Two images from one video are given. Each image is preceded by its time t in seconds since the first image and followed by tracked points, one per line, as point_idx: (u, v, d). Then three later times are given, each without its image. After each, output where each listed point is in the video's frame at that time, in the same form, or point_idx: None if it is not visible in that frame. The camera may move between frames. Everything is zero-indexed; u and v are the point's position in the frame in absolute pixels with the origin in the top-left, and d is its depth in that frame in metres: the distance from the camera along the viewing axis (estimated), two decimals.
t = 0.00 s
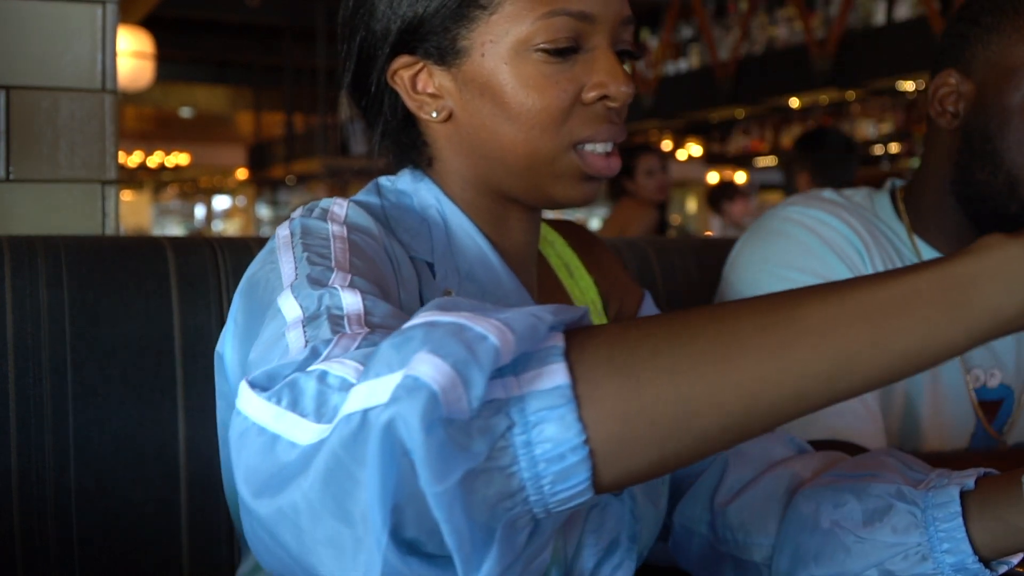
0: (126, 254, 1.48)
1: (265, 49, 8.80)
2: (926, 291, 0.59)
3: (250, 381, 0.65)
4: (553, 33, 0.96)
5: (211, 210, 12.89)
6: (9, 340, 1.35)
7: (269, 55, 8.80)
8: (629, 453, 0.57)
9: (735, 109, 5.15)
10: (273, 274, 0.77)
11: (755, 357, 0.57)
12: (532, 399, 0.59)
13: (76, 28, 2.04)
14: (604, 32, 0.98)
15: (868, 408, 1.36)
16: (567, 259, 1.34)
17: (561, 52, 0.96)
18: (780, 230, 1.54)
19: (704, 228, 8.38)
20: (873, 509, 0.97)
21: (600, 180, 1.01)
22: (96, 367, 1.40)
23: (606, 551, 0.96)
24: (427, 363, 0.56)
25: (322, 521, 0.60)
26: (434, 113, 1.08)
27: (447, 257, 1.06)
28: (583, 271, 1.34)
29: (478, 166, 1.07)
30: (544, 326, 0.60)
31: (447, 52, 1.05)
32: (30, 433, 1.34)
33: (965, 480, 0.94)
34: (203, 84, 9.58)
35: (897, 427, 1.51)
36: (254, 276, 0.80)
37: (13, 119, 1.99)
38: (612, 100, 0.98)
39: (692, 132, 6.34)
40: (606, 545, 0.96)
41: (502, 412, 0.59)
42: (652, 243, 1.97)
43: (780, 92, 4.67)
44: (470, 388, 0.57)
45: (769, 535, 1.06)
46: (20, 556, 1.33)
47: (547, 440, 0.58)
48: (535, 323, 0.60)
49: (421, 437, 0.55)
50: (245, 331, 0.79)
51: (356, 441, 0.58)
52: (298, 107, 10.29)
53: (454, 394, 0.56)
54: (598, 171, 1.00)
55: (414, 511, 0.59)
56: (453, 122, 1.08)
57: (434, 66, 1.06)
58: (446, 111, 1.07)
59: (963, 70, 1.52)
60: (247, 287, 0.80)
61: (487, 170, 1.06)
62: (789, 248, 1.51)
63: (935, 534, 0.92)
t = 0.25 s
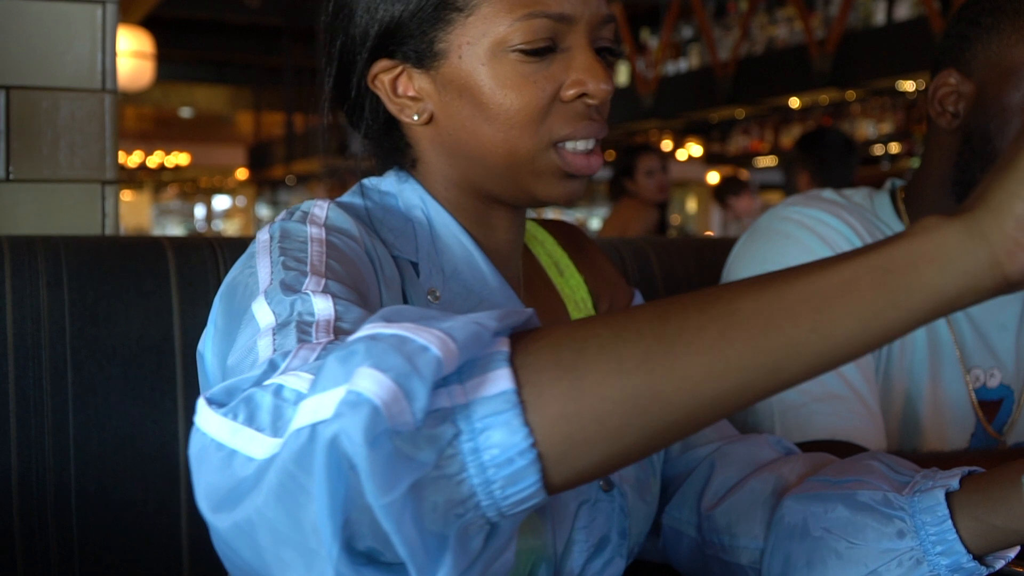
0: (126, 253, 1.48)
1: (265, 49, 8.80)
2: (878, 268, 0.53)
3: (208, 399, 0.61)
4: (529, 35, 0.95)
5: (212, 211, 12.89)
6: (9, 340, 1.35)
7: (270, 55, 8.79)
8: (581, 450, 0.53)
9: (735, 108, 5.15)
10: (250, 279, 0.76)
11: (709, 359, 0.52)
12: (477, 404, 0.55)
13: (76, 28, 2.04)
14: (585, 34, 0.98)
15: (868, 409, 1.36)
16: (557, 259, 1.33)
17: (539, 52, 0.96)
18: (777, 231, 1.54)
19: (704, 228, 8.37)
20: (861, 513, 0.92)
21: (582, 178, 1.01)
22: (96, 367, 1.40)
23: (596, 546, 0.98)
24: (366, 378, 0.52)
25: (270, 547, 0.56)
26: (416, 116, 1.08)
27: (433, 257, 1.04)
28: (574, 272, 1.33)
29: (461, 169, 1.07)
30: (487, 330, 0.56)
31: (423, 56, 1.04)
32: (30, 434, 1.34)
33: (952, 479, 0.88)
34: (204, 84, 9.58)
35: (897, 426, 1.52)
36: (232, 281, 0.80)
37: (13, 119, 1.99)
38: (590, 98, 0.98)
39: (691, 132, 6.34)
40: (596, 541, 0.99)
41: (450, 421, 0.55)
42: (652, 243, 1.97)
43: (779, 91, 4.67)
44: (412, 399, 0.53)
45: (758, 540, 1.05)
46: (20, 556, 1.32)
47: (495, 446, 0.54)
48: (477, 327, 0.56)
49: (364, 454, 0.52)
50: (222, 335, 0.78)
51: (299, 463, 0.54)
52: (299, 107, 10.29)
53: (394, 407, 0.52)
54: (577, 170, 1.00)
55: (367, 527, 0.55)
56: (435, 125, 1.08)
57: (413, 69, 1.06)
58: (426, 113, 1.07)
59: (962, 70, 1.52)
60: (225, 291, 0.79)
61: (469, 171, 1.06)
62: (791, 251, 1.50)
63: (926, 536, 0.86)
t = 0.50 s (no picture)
0: (127, 252, 1.48)
1: (265, 49, 8.79)
2: (766, 268, 0.58)
3: (140, 411, 0.64)
4: (507, 33, 0.98)
5: (212, 211, 12.89)
6: (9, 341, 1.35)
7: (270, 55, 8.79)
8: (484, 454, 0.57)
9: (735, 109, 5.14)
10: (223, 281, 0.77)
11: (606, 348, 0.57)
12: (383, 410, 0.59)
13: (76, 28, 2.03)
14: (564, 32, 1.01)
15: (869, 409, 1.35)
16: (550, 259, 1.33)
17: (515, 51, 0.99)
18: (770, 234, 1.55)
19: (704, 228, 8.37)
20: (854, 493, 0.97)
21: (564, 176, 1.03)
22: (96, 367, 1.40)
23: (590, 537, 1.04)
24: (270, 390, 0.56)
25: (194, 549, 0.60)
26: (398, 118, 1.11)
27: (417, 255, 1.07)
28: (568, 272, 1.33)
29: (443, 169, 1.10)
30: (392, 337, 0.60)
31: (403, 56, 1.07)
32: (30, 433, 1.35)
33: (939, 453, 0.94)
34: (204, 84, 9.58)
35: (897, 422, 1.54)
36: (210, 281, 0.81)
37: (13, 119, 1.99)
38: (570, 95, 1.00)
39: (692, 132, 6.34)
40: (591, 537, 1.05)
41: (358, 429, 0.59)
42: (652, 243, 1.97)
43: (779, 91, 4.67)
44: (314, 408, 0.57)
45: (755, 530, 1.06)
46: (20, 556, 1.33)
47: (402, 449, 0.58)
48: (383, 335, 0.60)
49: (267, 462, 0.56)
50: (200, 335, 0.79)
51: (212, 469, 0.57)
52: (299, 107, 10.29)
53: (297, 416, 0.57)
54: (562, 166, 1.02)
55: (277, 531, 0.59)
56: (417, 125, 1.10)
57: (394, 71, 1.09)
58: (408, 114, 1.10)
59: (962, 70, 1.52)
60: (203, 292, 0.79)
61: (451, 170, 1.09)
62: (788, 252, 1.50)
63: (918, 511, 0.92)
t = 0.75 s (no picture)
0: (128, 251, 1.48)
1: (265, 49, 8.79)
2: (651, 274, 0.60)
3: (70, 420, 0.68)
4: (482, 39, 1.00)
5: (213, 211, 12.90)
6: (9, 341, 1.35)
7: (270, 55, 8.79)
8: (382, 461, 0.59)
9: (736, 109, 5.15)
10: (193, 284, 0.78)
11: (496, 355, 0.58)
12: (280, 421, 0.61)
13: (76, 29, 2.03)
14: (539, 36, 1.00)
15: (869, 408, 1.36)
16: (538, 259, 1.35)
17: (491, 57, 1.00)
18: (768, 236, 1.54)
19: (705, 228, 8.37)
20: (842, 455, 1.03)
21: (541, 183, 1.03)
22: (96, 367, 1.40)
23: (580, 530, 1.08)
24: (163, 406, 0.59)
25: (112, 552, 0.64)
26: (378, 121, 1.13)
27: (398, 254, 1.08)
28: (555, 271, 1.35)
29: (425, 172, 1.10)
30: (293, 349, 0.62)
31: (384, 60, 1.09)
32: (30, 433, 1.34)
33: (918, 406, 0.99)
34: (205, 84, 9.58)
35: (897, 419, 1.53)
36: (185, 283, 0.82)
37: (13, 119, 1.99)
38: (545, 102, 1.00)
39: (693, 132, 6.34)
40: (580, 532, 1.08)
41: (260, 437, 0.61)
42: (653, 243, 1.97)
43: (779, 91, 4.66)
44: (207, 422, 0.60)
45: (748, 509, 1.10)
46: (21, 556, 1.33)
47: (300, 460, 0.60)
48: (283, 347, 0.62)
49: (158, 477, 0.59)
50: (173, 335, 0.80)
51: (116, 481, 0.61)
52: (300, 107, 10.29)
53: (189, 429, 0.59)
54: (543, 172, 1.01)
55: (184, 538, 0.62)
56: (397, 129, 1.12)
57: (373, 76, 1.11)
58: (387, 118, 1.12)
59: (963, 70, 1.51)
60: (179, 294, 0.80)
61: (430, 175, 1.09)
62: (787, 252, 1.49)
63: (901, 462, 0.97)
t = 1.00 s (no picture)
0: (128, 251, 1.48)
1: (265, 49, 8.79)
2: (380, 271, 0.57)
3: None
4: (446, 52, 1.01)
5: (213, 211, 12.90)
6: (9, 341, 1.35)
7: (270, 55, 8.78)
8: (146, 490, 0.59)
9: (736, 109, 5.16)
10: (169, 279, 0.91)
11: (257, 367, 0.58)
12: (45, 462, 0.62)
13: (75, 28, 2.02)
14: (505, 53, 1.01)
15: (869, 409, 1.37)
16: (535, 262, 1.35)
17: (451, 70, 1.01)
18: (771, 239, 1.54)
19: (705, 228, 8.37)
20: (732, 458, 1.11)
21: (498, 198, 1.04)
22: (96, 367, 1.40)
23: (566, 529, 1.12)
24: None
25: None
26: (356, 123, 1.17)
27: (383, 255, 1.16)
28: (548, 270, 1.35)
29: (398, 175, 1.14)
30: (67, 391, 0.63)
31: (360, 66, 1.12)
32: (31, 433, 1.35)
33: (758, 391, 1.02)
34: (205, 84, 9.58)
35: (898, 420, 1.53)
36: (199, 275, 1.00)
37: (13, 118, 1.99)
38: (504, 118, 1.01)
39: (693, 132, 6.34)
40: (569, 528, 1.12)
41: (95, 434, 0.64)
42: (653, 243, 1.97)
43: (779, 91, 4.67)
44: None
45: (684, 518, 1.19)
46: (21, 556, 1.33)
47: (66, 497, 0.61)
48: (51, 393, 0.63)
49: None
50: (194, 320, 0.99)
51: None
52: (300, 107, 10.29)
53: None
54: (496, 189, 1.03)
55: None
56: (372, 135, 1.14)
57: (352, 78, 1.15)
58: (363, 121, 1.16)
59: (962, 71, 1.51)
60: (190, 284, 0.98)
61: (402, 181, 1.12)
62: (786, 252, 1.49)
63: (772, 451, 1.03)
